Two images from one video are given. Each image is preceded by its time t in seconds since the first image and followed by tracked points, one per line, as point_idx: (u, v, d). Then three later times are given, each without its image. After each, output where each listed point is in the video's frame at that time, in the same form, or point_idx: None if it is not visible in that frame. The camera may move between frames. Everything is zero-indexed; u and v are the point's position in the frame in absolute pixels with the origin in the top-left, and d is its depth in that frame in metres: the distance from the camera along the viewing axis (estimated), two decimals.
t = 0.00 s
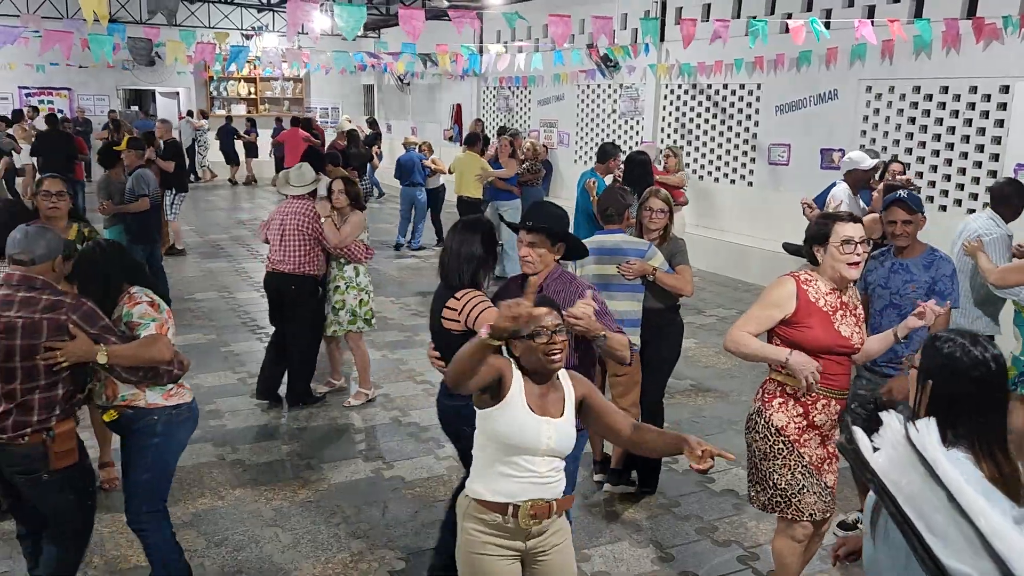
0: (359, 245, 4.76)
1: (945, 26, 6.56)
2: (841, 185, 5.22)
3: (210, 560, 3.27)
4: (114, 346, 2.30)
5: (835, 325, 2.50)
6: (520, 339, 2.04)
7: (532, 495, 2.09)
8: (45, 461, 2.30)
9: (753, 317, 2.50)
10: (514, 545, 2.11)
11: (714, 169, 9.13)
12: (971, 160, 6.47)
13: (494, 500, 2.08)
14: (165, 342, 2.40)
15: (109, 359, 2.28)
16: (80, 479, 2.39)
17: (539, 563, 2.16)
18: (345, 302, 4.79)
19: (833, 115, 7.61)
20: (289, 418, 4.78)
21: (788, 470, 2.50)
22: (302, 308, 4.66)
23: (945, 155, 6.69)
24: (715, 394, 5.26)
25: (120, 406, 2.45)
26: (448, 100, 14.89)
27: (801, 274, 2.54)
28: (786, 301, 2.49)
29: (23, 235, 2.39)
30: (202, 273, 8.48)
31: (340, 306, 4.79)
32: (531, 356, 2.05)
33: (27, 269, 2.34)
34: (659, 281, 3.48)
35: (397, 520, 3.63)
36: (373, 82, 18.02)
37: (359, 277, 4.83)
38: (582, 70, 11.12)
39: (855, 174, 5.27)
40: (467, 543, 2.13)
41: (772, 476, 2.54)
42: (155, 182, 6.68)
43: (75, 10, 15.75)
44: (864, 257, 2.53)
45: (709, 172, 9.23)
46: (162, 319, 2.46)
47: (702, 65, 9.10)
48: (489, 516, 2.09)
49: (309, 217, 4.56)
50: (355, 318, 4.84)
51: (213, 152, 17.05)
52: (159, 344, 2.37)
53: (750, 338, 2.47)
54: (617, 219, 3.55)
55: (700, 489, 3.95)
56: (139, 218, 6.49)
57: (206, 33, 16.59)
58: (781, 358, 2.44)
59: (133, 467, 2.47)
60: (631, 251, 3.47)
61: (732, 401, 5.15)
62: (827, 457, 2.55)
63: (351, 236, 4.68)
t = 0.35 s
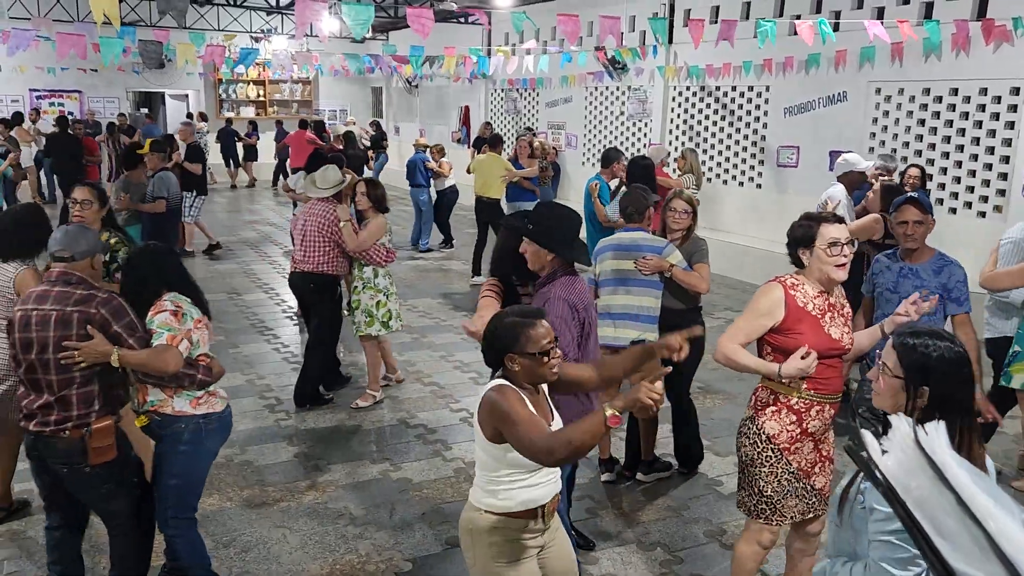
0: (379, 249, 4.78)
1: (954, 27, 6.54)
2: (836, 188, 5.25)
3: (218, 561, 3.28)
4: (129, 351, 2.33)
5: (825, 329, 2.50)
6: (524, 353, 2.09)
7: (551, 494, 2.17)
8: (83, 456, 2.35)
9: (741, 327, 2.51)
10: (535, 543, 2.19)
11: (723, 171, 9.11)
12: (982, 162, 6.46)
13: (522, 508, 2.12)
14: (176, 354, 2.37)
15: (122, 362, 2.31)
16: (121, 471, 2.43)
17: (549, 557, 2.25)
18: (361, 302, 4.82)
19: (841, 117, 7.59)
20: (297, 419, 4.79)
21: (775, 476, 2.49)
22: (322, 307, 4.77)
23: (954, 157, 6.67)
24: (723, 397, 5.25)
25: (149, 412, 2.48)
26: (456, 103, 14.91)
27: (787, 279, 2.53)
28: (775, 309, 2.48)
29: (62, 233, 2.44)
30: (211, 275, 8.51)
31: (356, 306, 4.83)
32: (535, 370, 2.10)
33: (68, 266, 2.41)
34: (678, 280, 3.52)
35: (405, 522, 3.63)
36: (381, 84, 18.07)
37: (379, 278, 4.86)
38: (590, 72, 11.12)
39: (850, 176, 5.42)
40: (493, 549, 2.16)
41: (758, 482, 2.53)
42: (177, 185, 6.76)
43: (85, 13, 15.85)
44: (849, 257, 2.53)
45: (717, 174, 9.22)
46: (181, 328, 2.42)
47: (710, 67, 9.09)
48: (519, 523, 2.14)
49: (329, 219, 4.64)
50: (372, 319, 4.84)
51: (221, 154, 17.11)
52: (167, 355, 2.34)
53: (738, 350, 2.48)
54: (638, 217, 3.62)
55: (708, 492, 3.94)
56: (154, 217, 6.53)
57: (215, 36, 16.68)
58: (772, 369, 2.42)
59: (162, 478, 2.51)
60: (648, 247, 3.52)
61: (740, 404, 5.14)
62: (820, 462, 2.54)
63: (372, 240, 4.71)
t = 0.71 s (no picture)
0: (402, 249, 4.82)
1: (964, 29, 6.51)
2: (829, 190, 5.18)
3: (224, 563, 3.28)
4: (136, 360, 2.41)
5: (800, 339, 2.48)
6: (531, 345, 2.10)
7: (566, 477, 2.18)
8: (117, 447, 2.64)
9: (716, 346, 2.49)
10: (554, 521, 2.21)
11: (731, 173, 9.08)
12: (992, 165, 6.44)
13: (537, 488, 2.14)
14: (170, 374, 2.35)
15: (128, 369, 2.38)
16: (150, 466, 2.67)
17: (566, 538, 2.26)
18: (387, 301, 4.91)
19: (850, 120, 7.57)
20: (304, 421, 4.80)
21: (764, 484, 2.49)
22: (346, 306, 4.82)
23: (964, 159, 6.65)
24: (731, 400, 5.22)
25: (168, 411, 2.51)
26: (464, 105, 14.93)
27: (758, 294, 2.51)
28: (745, 327, 2.46)
29: (116, 235, 2.66)
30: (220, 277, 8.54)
31: (381, 305, 4.92)
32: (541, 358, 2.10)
33: (111, 267, 2.63)
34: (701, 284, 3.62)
35: (412, 524, 3.63)
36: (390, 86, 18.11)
37: (403, 277, 4.93)
38: (599, 74, 11.11)
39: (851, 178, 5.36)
40: (509, 528, 2.19)
41: (747, 491, 2.52)
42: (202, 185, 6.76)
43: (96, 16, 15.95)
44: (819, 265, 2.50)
45: (724, 176, 9.19)
46: (188, 347, 2.39)
47: (718, 69, 9.08)
48: (533, 503, 2.16)
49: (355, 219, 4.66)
50: (397, 316, 4.95)
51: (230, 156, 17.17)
52: (160, 374, 2.33)
53: (715, 368, 2.46)
54: (659, 218, 3.74)
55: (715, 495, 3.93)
56: (180, 219, 6.55)
57: (224, 38, 16.75)
58: (745, 388, 2.42)
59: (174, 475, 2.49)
60: (665, 247, 3.66)
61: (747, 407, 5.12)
62: (812, 471, 2.52)
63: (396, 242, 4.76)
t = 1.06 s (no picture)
0: (425, 249, 4.81)
1: (975, 31, 6.47)
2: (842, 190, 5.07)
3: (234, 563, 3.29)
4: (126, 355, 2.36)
5: (800, 343, 2.47)
6: (539, 343, 2.13)
7: (529, 474, 2.19)
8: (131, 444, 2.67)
9: (714, 355, 2.45)
10: (516, 521, 2.23)
11: (739, 175, 9.04)
12: (1003, 167, 6.40)
13: (491, 476, 2.21)
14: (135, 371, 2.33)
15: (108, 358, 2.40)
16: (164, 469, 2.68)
17: (539, 537, 2.26)
18: (412, 300, 4.89)
19: (859, 121, 7.54)
20: (312, 422, 4.81)
21: (773, 491, 2.47)
22: (368, 305, 4.78)
23: (974, 161, 6.62)
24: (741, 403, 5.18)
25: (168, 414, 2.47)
26: (472, 107, 14.95)
27: (754, 301, 2.49)
28: (745, 334, 2.44)
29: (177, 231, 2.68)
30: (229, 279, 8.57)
31: (407, 304, 4.90)
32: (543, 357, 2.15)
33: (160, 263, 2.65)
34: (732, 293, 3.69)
35: (419, 525, 3.64)
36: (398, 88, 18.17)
37: (427, 277, 4.91)
38: (607, 76, 11.10)
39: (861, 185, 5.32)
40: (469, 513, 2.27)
41: (756, 499, 2.51)
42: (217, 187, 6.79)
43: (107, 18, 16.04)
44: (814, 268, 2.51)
45: (733, 178, 9.16)
46: (164, 349, 2.32)
47: (727, 71, 9.07)
48: (488, 490, 2.22)
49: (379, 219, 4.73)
50: (421, 316, 4.93)
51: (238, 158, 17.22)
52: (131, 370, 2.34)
53: (714, 379, 2.42)
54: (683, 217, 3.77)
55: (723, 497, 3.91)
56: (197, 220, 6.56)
57: (233, 41, 16.82)
58: (747, 397, 2.39)
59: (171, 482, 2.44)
60: (680, 246, 3.72)
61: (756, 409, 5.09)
62: (818, 476, 2.51)
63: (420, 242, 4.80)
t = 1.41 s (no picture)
0: (440, 254, 4.76)
1: (984, 32, 6.45)
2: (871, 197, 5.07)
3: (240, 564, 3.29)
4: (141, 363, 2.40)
5: (813, 345, 2.47)
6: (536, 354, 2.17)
7: (507, 479, 2.25)
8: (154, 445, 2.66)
9: (727, 353, 2.45)
10: (491, 522, 2.30)
11: (747, 177, 9.02)
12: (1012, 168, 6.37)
13: (473, 483, 2.24)
14: (141, 377, 2.38)
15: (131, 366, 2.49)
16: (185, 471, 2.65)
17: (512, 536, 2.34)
18: (425, 302, 4.91)
19: (868, 123, 7.51)
20: (318, 423, 4.81)
21: (783, 492, 2.47)
22: (381, 306, 4.95)
23: (983, 163, 6.60)
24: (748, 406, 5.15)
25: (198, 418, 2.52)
26: (479, 108, 14.96)
27: (768, 301, 2.49)
28: (757, 334, 2.44)
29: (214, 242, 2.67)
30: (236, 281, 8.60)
31: (420, 306, 4.92)
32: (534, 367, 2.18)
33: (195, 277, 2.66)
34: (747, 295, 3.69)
35: (426, 527, 3.64)
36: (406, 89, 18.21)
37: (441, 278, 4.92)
38: (614, 78, 11.09)
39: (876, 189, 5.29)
40: (447, 521, 2.30)
41: (767, 500, 2.50)
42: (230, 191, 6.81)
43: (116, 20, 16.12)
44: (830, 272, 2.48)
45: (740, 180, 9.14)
46: (167, 353, 2.36)
47: (735, 72, 9.06)
48: (471, 497, 2.26)
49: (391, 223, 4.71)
50: (435, 316, 4.95)
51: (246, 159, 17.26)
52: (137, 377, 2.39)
53: (726, 375, 2.41)
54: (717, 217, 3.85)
55: (730, 500, 3.90)
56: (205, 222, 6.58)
57: (242, 42, 16.88)
58: (762, 392, 2.38)
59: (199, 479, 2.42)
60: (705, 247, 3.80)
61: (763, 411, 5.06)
62: (833, 476, 2.49)
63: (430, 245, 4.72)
